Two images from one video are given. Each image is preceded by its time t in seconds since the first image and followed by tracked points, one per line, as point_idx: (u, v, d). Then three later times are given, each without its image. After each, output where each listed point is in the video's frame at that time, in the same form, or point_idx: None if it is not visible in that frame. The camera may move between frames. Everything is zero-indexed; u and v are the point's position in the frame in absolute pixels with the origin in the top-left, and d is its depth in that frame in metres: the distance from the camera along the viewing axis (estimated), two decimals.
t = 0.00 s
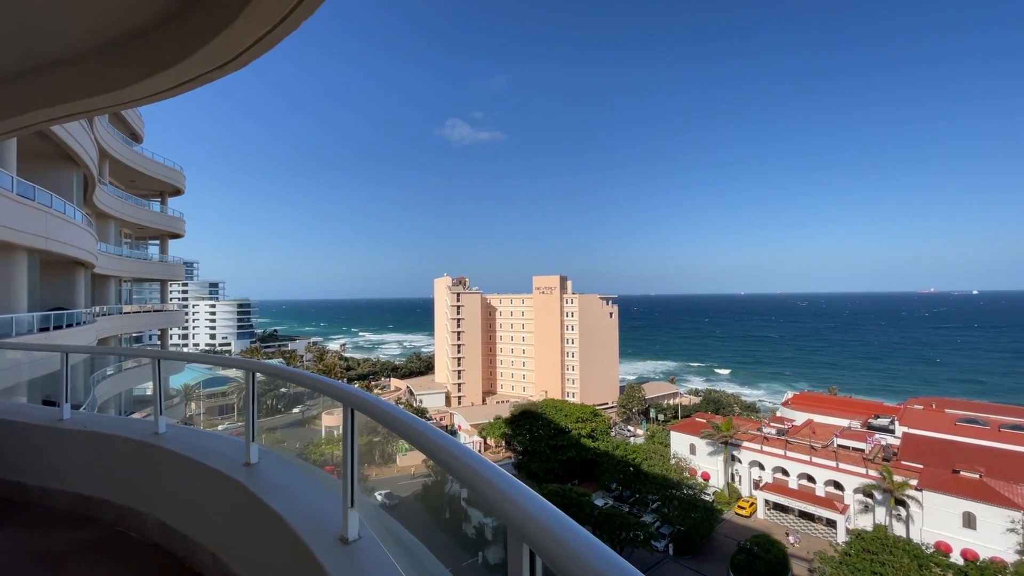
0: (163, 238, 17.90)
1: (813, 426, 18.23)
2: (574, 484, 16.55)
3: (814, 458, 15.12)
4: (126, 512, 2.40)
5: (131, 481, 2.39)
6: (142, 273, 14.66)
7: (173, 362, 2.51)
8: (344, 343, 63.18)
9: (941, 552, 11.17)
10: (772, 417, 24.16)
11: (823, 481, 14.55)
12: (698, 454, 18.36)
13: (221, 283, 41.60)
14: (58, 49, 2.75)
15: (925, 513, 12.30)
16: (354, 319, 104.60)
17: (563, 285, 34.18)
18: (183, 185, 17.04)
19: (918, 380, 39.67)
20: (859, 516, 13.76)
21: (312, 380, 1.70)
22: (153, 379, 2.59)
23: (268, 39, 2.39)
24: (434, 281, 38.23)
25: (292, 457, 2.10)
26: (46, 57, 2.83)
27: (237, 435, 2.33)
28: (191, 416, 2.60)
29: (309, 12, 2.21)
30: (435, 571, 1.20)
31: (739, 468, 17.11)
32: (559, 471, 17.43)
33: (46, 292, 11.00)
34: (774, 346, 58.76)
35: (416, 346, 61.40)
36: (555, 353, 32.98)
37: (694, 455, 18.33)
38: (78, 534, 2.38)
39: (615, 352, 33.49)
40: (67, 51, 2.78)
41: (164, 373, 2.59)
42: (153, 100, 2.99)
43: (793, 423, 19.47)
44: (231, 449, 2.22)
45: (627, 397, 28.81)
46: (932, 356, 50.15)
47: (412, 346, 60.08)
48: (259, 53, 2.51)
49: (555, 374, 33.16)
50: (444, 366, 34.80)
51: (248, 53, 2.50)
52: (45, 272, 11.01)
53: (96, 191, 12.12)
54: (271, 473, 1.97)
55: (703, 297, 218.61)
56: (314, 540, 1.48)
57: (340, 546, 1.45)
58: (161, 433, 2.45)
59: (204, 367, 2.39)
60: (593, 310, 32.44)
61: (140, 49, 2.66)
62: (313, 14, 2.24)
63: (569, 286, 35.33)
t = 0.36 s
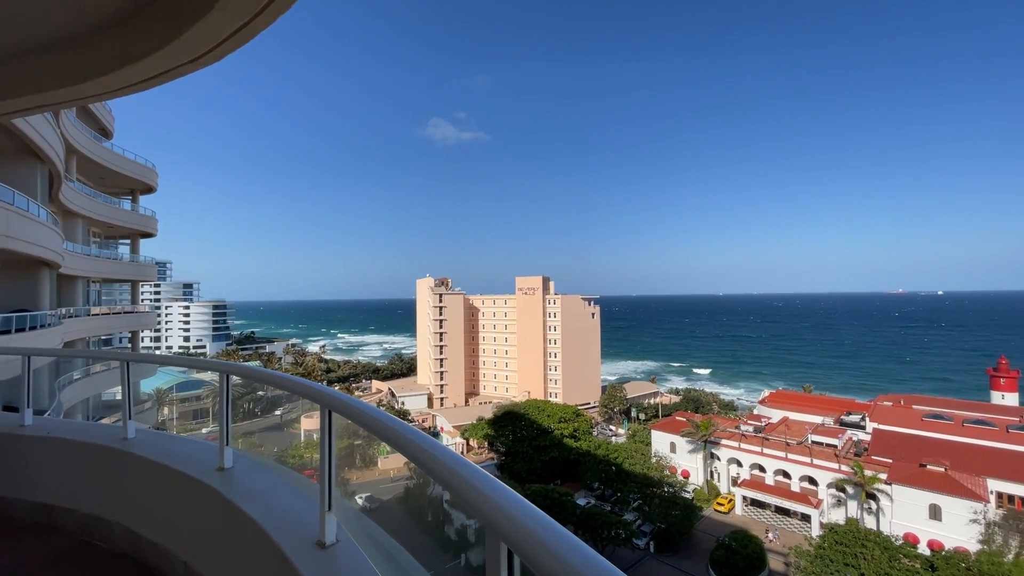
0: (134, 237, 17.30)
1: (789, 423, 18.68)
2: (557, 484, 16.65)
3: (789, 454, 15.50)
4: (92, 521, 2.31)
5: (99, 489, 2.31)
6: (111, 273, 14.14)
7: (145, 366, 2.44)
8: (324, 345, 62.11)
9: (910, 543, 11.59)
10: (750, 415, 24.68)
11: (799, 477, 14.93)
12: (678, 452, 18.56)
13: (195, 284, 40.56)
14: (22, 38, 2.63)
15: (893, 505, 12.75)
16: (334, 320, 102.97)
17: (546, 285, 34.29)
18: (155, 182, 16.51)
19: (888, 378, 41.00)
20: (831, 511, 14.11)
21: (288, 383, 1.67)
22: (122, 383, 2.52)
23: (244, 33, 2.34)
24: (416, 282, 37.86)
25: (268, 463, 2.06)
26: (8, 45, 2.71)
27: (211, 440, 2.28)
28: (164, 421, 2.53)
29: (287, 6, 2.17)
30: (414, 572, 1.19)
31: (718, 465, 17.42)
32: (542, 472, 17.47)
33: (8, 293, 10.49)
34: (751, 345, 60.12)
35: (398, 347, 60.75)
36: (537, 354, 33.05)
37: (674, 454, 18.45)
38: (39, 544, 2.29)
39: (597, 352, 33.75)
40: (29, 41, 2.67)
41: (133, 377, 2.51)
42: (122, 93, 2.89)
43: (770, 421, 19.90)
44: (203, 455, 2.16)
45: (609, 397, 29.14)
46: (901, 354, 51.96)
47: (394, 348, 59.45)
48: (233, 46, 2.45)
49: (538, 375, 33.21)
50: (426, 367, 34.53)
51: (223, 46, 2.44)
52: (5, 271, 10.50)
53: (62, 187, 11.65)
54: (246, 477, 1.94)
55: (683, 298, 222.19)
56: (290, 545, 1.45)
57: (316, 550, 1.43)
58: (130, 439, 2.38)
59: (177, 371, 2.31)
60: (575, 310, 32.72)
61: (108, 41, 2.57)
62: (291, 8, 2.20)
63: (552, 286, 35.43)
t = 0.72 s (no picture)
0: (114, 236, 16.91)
1: (773, 421, 18.97)
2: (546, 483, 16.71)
3: (773, 451, 15.75)
4: (68, 528, 2.25)
5: (76, 494, 2.25)
6: (90, 273, 13.81)
7: (126, 368, 2.39)
8: (310, 346, 61.33)
9: (890, 536, 11.88)
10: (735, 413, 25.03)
11: (783, 474, 15.18)
12: (665, 450, 18.71)
13: (178, 284, 39.79)
14: None
15: (873, 499, 13.07)
16: (321, 320, 101.80)
17: (534, 285, 34.37)
18: (136, 180, 16.17)
19: (869, 377, 41.85)
20: (814, 506, 14.39)
21: (273, 385, 1.63)
22: (101, 385, 2.45)
23: (227, 27, 2.29)
24: (404, 281, 37.59)
25: (251, 466, 2.03)
26: None
27: (193, 443, 2.23)
28: (145, 423, 2.48)
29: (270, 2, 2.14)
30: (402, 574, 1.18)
31: (704, 463, 17.62)
32: (530, 471, 17.50)
33: None
34: (736, 345, 61.02)
35: (386, 348, 60.37)
36: (526, 354, 33.08)
37: (661, 452, 18.64)
38: (12, 552, 2.21)
39: (585, 351, 33.94)
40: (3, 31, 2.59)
41: (114, 379, 2.47)
42: (101, 86, 2.81)
43: (754, 418, 20.18)
44: (184, 458, 2.11)
45: (597, 396, 29.34)
46: (881, 353, 53.14)
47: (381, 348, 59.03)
48: (216, 41, 2.40)
49: (526, 374, 33.24)
50: (414, 367, 34.31)
51: (205, 40, 2.38)
52: None
53: (37, 184, 11.33)
54: (229, 481, 1.91)
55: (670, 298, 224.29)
56: (273, 549, 1.43)
57: (300, 554, 1.41)
58: (108, 442, 2.32)
59: (159, 372, 2.26)
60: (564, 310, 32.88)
61: (87, 32, 2.50)
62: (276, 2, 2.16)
63: (541, 286, 35.48)
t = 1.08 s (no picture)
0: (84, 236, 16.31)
1: (753, 419, 19.34)
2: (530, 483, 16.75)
3: (753, 448, 16.06)
4: (28, 538, 2.17)
5: (39, 504, 2.17)
6: (57, 273, 13.31)
7: (97, 371, 2.32)
8: (290, 348, 60.17)
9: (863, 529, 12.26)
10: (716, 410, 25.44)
11: (761, 470, 15.50)
12: (648, 449, 18.89)
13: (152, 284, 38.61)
14: None
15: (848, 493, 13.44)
16: (301, 322, 100.09)
17: (518, 285, 34.36)
18: (107, 177, 15.65)
19: (844, 374, 43.00)
20: (791, 501, 14.73)
21: (248, 389, 1.61)
22: (69, 390, 2.38)
23: (198, 19, 2.23)
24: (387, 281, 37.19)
25: (225, 471, 1.99)
26: None
27: (165, 449, 2.17)
28: (117, 429, 2.41)
29: None
30: None
31: (685, 460, 17.83)
32: (514, 471, 17.51)
33: None
34: (716, 344, 62.04)
35: (369, 349, 59.67)
36: (510, 354, 33.05)
37: (644, 450, 18.83)
38: None
39: (569, 351, 34.11)
40: None
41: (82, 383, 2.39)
42: (67, 78, 2.71)
43: (734, 416, 20.55)
44: (155, 464, 2.06)
45: (581, 396, 29.55)
46: (855, 351, 54.68)
47: (364, 350, 58.31)
48: (187, 33, 2.33)
49: (510, 374, 33.21)
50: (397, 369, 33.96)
51: (176, 31, 2.32)
52: None
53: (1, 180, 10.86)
54: (201, 487, 1.87)
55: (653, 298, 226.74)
56: (244, 557, 1.42)
57: (272, 559, 1.40)
58: (75, 449, 2.25)
59: (131, 376, 2.20)
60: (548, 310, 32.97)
61: (50, 23, 2.42)
62: None
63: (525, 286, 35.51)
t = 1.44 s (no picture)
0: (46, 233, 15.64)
1: (729, 416, 19.74)
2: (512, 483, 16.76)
3: (730, 444, 16.39)
4: None
5: None
6: (18, 272, 12.74)
7: (61, 375, 2.23)
8: (267, 349, 58.84)
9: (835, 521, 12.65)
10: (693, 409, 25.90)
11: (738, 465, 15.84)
12: (628, 447, 19.08)
13: (121, 284, 37.25)
14: None
15: (820, 487, 13.83)
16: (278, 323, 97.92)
17: (500, 285, 34.35)
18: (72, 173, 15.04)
19: (816, 372, 44.28)
20: (767, 496, 15.10)
21: (220, 393, 1.57)
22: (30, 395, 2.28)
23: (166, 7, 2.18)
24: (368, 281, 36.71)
25: (195, 477, 1.94)
26: None
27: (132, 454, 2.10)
28: (83, 434, 2.32)
29: None
30: None
31: (664, 458, 18.06)
32: (495, 472, 17.49)
33: None
34: (695, 343, 63.14)
35: (349, 350, 58.79)
36: (491, 354, 33.00)
37: (624, 449, 19.01)
38: None
39: (550, 351, 34.25)
40: None
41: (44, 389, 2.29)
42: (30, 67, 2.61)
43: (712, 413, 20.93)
44: (121, 473, 1.99)
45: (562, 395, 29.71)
46: (826, 349, 56.35)
47: (344, 351, 57.43)
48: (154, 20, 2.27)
49: (492, 375, 33.15)
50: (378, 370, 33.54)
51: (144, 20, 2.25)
52: None
53: None
54: (168, 495, 1.82)
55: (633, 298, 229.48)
56: (213, 565, 1.39)
57: (241, 567, 1.38)
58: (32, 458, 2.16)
59: (100, 379, 2.13)
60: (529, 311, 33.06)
61: None
62: None
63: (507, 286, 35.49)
